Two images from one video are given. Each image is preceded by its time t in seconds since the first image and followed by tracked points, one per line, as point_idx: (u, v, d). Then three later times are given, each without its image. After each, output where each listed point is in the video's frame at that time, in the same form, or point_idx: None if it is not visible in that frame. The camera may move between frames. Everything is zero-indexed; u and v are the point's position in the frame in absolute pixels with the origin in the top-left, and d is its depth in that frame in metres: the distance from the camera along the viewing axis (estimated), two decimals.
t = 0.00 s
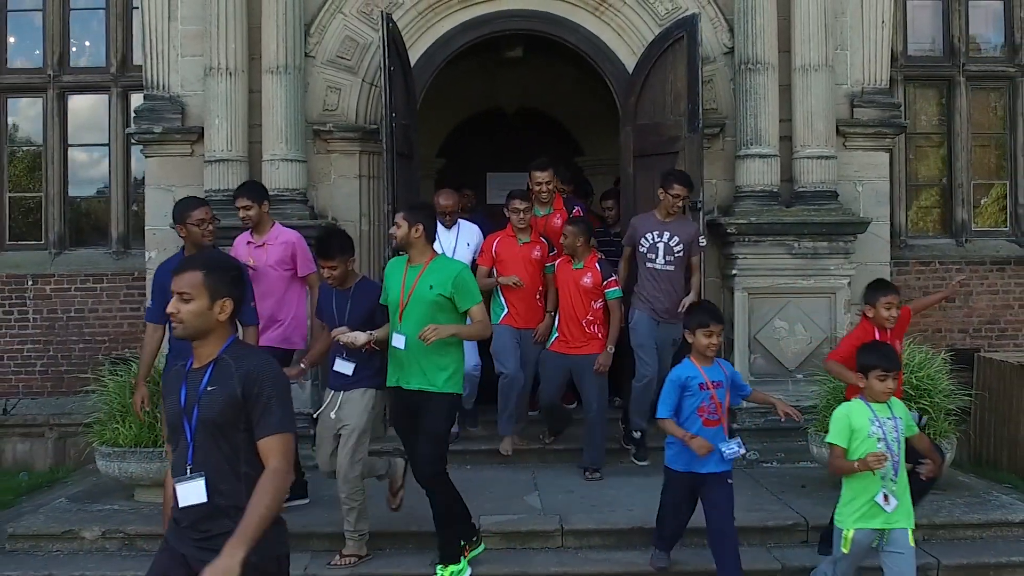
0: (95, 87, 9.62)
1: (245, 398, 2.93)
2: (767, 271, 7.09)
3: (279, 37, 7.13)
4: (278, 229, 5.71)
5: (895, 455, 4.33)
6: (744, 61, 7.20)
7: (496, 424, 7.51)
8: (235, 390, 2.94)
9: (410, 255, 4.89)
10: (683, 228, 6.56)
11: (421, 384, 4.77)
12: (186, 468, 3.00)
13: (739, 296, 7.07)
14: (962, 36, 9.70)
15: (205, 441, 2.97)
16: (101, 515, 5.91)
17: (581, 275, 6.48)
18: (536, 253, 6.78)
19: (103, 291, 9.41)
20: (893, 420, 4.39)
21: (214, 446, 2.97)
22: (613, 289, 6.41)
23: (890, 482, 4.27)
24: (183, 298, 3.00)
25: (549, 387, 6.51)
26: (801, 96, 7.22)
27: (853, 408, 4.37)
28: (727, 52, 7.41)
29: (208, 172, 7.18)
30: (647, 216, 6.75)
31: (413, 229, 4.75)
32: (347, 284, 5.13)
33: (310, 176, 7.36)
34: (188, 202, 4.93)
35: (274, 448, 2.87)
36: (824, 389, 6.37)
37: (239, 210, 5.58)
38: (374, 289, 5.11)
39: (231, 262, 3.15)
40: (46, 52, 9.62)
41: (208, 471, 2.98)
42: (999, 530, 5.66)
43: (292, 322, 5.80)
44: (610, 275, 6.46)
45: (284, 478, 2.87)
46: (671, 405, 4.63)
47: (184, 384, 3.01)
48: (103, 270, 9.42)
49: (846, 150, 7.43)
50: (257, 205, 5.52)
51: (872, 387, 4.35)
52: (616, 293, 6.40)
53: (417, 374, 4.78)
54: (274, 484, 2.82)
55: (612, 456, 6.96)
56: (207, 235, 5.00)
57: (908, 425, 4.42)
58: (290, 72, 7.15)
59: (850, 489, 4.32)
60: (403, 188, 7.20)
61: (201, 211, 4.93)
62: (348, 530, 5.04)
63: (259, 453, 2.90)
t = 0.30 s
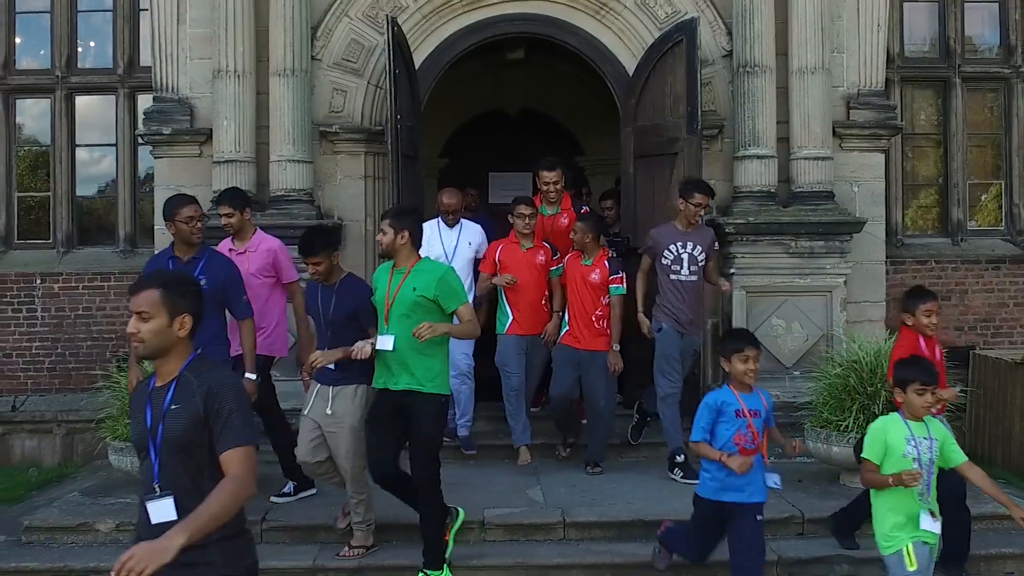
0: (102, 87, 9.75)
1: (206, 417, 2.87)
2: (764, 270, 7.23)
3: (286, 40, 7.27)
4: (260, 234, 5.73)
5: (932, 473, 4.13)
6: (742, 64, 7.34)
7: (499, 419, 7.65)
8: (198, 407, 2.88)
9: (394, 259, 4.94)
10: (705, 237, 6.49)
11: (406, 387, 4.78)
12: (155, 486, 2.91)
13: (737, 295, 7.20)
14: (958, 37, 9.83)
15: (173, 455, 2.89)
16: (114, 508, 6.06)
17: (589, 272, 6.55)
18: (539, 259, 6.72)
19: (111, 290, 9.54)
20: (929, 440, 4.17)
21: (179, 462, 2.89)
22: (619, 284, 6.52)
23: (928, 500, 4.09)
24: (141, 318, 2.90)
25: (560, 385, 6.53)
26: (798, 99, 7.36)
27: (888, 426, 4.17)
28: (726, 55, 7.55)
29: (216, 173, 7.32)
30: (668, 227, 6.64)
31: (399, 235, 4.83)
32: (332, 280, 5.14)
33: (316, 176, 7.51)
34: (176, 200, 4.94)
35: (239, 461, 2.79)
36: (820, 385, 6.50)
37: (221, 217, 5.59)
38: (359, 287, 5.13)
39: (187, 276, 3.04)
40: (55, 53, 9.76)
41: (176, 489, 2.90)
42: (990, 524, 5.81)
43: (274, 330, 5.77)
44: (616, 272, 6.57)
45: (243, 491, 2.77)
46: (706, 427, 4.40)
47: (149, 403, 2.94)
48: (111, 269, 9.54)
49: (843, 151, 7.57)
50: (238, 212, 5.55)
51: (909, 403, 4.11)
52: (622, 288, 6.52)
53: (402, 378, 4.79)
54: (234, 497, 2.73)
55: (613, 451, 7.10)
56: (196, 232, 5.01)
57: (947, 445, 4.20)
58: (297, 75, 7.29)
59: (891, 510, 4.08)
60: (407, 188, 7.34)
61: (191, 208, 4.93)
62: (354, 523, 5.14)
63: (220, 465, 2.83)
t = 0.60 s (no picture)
0: (109, 89, 9.87)
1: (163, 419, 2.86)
2: (762, 270, 7.37)
3: (293, 44, 7.42)
4: (241, 236, 5.79)
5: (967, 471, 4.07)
6: (740, 68, 7.48)
7: (502, 416, 7.80)
8: (154, 409, 2.86)
9: (379, 288, 4.82)
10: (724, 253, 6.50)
11: (390, 418, 4.69)
12: (104, 488, 2.89)
13: (735, 296, 7.29)
14: (954, 41, 9.97)
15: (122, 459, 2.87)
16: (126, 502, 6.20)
17: (597, 267, 6.63)
18: (542, 271, 6.71)
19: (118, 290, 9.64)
20: (966, 438, 4.09)
21: (133, 465, 2.88)
22: (626, 280, 6.61)
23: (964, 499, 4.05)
24: (97, 323, 2.89)
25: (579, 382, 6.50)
26: (795, 102, 7.50)
27: (923, 425, 4.09)
28: (724, 59, 7.70)
29: (225, 174, 7.46)
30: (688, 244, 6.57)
31: (385, 262, 4.71)
32: (316, 275, 5.21)
33: (323, 178, 7.66)
34: (164, 214, 4.96)
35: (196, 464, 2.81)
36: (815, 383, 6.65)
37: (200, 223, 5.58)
38: (343, 283, 5.20)
39: (139, 278, 3.01)
40: (63, 55, 9.90)
41: (124, 488, 2.88)
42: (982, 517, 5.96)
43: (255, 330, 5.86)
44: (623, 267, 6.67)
45: (205, 496, 2.80)
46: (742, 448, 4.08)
47: (106, 404, 2.92)
48: (118, 268, 9.67)
49: (839, 153, 7.72)
50: (218, 218, 5.57)
51: (945, 405, 4.02)
52: (629, 283, 6.62)
53: (386, 408, 4.71)
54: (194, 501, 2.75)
55: (614, 447, 7.24)
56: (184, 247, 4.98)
57: (984, 440, 4.13)
58: (304, 78, 7.44)
59: (921, 502, 4.04)
60: (412, 190, 7.50)
61: (177, 223, 4.92)
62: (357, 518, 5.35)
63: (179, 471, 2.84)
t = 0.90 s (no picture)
0: (116, 92, 10.00)
1: (133, 407, 2.94)
2: (759, 271, 7.52)
3: (300, 49, 7.56)
4: (218, 234, 5.90)
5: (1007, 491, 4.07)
6: (738, 73, 7.63)
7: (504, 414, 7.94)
8: (124, 398, 2.93)
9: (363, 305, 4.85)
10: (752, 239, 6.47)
11: (364, 434, 4.73)
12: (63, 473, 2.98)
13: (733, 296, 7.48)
14: (950, 44, 10.11)
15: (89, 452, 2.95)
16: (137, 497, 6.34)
17: (608, 274, 6.72)
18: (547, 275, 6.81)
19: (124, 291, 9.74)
20: (1006, 457, 4.10)
21: (102, 451, 2.95)
22: (637, 287, 6.68)
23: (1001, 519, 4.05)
24: (63, 314, 2.94)
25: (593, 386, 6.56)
26: (792, 107, 7.65)
27: (964, 441, 4.10)
28: (723, 64, 7.84)
29: (233, 177, 7.61)
30: (714, 230, 6.49)
31: (368, 280, 4.74)
32: (300, 293, 5.16)
33: (329, 180, 7.81)
34: (150, 233, 4.98)
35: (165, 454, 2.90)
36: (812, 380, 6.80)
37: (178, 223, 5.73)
38: (328, 298, 5.16)
39: (103, 265, 3.07)
40: (70, 59, 10.04)
41: (84, 476, 2.96)
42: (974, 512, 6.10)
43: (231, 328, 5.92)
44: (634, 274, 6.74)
45: (175, 483, 2.93)
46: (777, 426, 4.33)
47: (73, 389, 2.99)
48: (125, 269, 9.77)
49: (835, 156, 7.87)
50: (198, 218, 5.73)
51: (980, 420, 4.07)
52: (639, 291, 6.69)
53: (363, 424, 4.75)
54: (165, 489, 2.88)
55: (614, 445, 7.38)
56: (169, 269, 5.02)
57: None
58: (311, 83, 7.58)
59: (955, 520, 4.09)
60: (416, 192, 7.64)
61: (161, 245, 4.95)
62: (358, 513, 5.50)
63: (147, 460, 2.93)
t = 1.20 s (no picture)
0: (123, 94, 10.12)
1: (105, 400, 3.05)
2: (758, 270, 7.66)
3: (307, 52, 7.70)
4: (198, 233, 6.02)
5: None
6: (737, 75, 7.77)
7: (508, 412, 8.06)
8: (94, 390, 3.05)
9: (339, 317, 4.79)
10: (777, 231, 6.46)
11: (334, 447, 4.69)
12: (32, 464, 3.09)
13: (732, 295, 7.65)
14: (946, 46, 10.25)
15: (58, 446, 3.08)
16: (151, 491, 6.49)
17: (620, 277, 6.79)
18: (553, 267, 6.93)
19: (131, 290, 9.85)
20: None
21: (72, 441, 3.07)
22: (648, 288, 6.77)
23: None
24: (37, 305, 3.06)
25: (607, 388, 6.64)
26: (790, 109, 7.79)
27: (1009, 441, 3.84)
28: (722, 66, 7.97)
29: (241, 178, 7.74)
30: (739, 221, 6.48)
31: (345, 294, 4.67)
32: (285, 315, 5.32)
33: (335, 181, 7.95)
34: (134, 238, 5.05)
35: (139, 446, 3.05)
36: (809, 377, 6.95)
37: (157, 221, 5.85)
38: (313, 319, 5.33)
39: (79, 257, 3.20)
40: (78, 60, 10.16)
41: (52, 468, 3.08)
42: (968, 505, 6.25)
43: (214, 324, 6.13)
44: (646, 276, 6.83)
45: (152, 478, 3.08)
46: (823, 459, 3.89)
47: (45, 379, 3.11)
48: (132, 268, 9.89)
49: (833, 157, 8.01)
50: (176, 216, 5.84)
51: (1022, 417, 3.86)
52: (651, 292, 6.78)
53: (330, 437, 4.71)
54: (148, 485, 3.04)
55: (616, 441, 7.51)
56: (148, 274, 5.07)
57: None
58: (317, 85, 7.72)
59: (996, 526, 3.83)
60: (421, 192, 7.78)
61: (143, 250, 5.01)
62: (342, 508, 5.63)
63: (124, 455, 3.08)
